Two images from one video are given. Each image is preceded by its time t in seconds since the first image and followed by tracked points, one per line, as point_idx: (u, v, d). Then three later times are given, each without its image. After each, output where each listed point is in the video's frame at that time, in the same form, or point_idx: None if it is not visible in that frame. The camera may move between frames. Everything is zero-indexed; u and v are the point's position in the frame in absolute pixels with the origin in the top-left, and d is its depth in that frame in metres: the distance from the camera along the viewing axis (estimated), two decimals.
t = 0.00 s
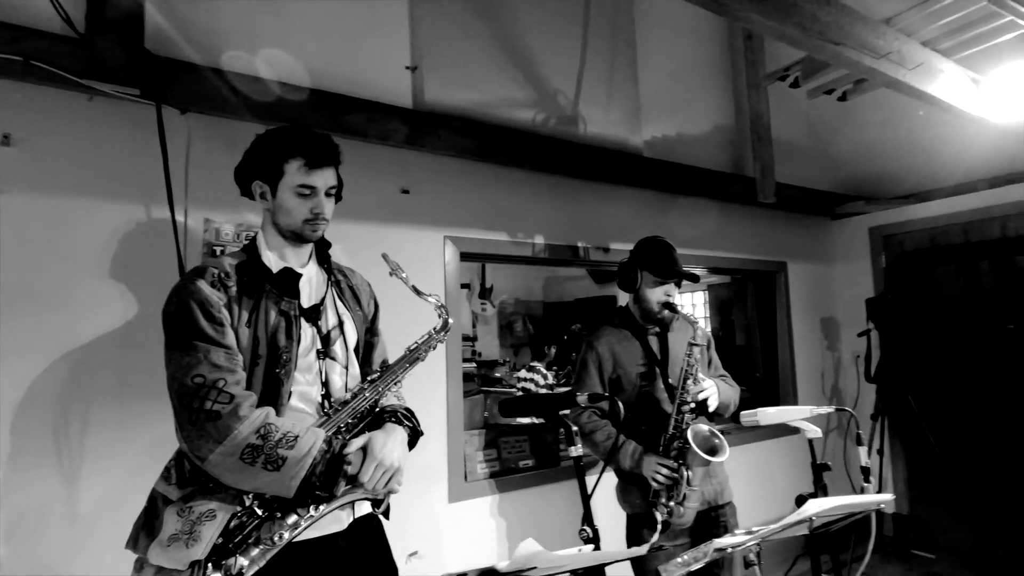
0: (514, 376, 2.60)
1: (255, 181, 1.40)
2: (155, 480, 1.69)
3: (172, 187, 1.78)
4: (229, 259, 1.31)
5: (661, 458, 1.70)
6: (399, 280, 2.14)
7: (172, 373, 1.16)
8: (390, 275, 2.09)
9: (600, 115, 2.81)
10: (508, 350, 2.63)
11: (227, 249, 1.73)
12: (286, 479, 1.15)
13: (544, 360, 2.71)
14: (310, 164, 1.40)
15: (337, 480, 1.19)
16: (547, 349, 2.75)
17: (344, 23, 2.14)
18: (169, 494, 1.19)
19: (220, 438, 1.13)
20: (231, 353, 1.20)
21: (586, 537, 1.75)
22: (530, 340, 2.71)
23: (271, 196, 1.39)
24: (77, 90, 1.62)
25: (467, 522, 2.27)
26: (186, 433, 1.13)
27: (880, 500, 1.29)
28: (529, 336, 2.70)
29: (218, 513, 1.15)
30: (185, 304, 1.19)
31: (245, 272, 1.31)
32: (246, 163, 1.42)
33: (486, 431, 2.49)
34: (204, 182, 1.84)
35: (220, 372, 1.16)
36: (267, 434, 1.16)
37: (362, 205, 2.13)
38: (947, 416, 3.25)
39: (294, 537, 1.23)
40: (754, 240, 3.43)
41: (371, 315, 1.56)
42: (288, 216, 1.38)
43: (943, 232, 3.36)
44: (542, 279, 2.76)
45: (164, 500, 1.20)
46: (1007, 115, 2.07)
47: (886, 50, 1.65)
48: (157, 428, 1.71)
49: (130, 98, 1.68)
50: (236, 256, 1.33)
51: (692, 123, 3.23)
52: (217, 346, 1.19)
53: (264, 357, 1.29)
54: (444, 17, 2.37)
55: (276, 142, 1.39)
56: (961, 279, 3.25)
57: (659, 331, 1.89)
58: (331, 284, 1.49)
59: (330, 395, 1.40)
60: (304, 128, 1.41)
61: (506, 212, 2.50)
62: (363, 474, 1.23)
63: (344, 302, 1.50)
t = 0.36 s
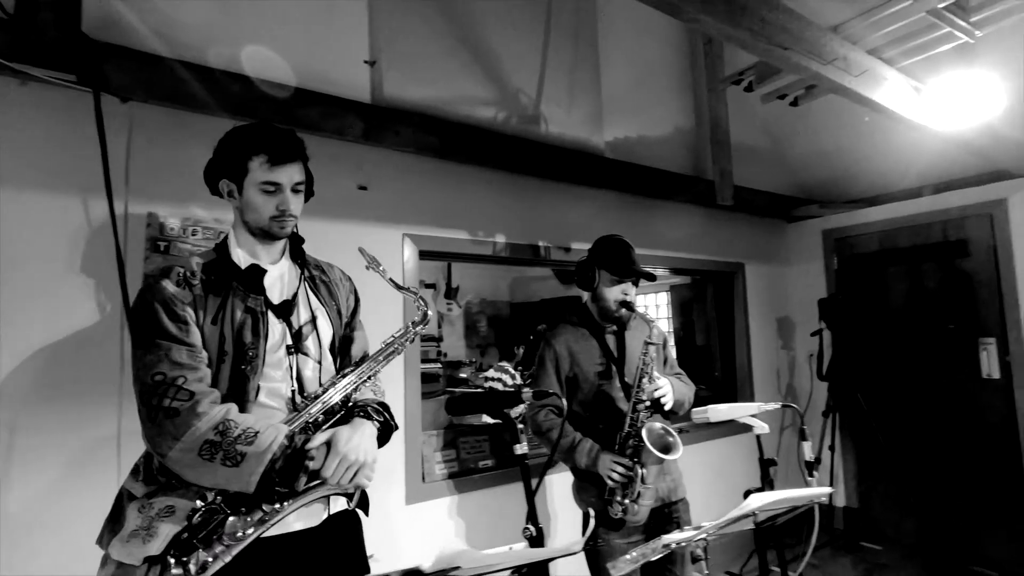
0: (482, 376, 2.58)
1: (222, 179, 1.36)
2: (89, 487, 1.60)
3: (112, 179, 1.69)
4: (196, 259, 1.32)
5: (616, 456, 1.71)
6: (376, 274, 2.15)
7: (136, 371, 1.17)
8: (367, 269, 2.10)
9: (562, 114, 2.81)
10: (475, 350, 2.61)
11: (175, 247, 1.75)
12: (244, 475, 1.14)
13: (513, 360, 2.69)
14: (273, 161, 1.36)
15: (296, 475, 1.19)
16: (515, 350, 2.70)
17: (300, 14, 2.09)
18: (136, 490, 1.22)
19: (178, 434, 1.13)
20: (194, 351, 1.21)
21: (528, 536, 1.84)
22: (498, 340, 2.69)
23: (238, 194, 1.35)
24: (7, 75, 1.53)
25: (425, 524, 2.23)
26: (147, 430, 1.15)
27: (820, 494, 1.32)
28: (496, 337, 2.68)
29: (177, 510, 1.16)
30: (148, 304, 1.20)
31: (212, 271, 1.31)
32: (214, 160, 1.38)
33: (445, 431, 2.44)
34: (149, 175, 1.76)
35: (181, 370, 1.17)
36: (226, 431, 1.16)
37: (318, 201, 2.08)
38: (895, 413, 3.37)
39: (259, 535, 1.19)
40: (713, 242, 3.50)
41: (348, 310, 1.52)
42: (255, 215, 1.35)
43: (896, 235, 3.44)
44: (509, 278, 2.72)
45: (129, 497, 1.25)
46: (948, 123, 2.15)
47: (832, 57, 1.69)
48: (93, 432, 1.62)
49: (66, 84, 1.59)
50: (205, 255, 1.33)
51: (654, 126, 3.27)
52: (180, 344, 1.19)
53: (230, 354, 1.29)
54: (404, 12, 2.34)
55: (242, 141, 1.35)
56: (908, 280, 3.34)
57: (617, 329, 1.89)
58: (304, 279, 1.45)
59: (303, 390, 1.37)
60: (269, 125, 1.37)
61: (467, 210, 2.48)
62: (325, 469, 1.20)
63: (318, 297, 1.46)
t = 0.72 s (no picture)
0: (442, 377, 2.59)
1: (186, 180, 1.34)
2: (4, 499, 1.49)
3: (35, 168, 1.59)
4: (159, 261, 1.30)
5: (567, 456, 1.68)
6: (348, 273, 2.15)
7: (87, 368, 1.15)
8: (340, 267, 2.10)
9: (519, 114, 2.81)
10: (436, 351, 2.62)
11: (107, 240, 1.65)
12: (180, 476, 1.09)
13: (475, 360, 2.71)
14: (233, 160, 1.33)
15: (233, 479, 1.13)
16: (478, 350, 2.74)
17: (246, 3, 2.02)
18: (80, 487, 1.21)
19: (117, 434, 1.11)
20: (145, 350, 1.18)
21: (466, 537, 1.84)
22: (460, 341, 2.71)
23: (202, 194, 1.33)
24: None
25: (376, 528, 2.18)
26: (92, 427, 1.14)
27: (757, 489, 1.35)
28: (458, 338, 2.70)
29: (113, 509, 1.15)
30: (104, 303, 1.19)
31: (172, 272, 1.28)
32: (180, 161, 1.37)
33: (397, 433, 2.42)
34: (77, 165, 1.65)
35: (128, 369, 1.14)
36: (165, 431, 1.12)
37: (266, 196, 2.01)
38: (840, 412, 3.49)
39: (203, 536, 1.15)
40: (669, 244, 3.56)
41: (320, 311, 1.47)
42: (218, 213, 1.32)
43: (843, 240, 3.57)
44: (473, 279, 2.76)
45: (75, 492, 1.23)
46: (887, 131, 2.23)
47: (776, 63, 1.73)
48: (12, 438, 1.51)
49: None
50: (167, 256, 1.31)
51: (612, 128, 3.31)
52: (130, 343, 1.17)
53: (185, 352, 1.25)
54: (357, 5, 2.29)
55: (206, 139, 1.32)
56: (853, 284, 3.47)
57: (569, 330, 1.90)
58: (271, 277, 1.41)
59: (263, 389, 1.32)
60: (236, 125, 1.34)
61: (422, 208, 2.44)
62: (263, 472, 1.13)
63: (286, 295, 1.41)
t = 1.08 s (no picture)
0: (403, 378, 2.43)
1: (138, 171, 1.33)
2: None
3: None
4: (100, 254, 1.28)
5: (519, 456, 1.67)
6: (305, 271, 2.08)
7: (16, 361, 1.13)
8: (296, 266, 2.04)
9: (479, 112, 2.79)
10: (397, 352, 2.43)
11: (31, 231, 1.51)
12: (91, 480, 1.06)
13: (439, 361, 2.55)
14: (184, 152, 1.30)
15: (147, 485, 1.08)
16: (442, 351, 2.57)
17: None
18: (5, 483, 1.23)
19: (35, 432, 1.09)
20: (73, 346, 1.14)
21: (399, 542, 2.04)
22: (422, 342, 2.53)
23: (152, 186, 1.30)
24: None
25: (324, 533, 2.11)
26: (16, 422, 1.13)
27: (702, 489, 1.35)
28: (419, 338, 2.51)
29: (21, 510, 1.15)
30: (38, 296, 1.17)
31: (111, 268, 1.26)
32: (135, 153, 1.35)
33: (350, 435, 2.32)
34: None
35: (53, 365, 1.11)
36: (80, 432, 1.08)
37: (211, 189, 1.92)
38: (790, 411, 3.60)
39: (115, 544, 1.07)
40: (629, 245, 3.59)
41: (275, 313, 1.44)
42: (167, 207, 1.29)
43: (793, 244, 3.68)
44: (436, 278, 2.63)
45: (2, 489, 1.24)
46: (833, 137, 2.30)
47: (727, 68, 1.76)
48: None
49: None
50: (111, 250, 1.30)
51: (573, 129, 3.32)
52: (58, 338, 1.13)
53: (117, 349, 1.20)
54: None
55: (159, 132, 1.30)
56: (803, 287, 3.58)
57: (523, 331, 1.89)
58: (219, 274, 1.36)
59: (203, 392, 1.27)
60: (189, 116, 1.30)
61: (377, 205, 2.39)
62: (182, 480, 1.08)
63: (235, 293, 1.37)
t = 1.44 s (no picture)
0: (364, 381, 2.41)
1: (38, 153, 1.45)
2: None
3: None
4: None
5: (471, 458, 1.60)
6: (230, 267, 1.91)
7: None
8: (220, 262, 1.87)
9: (437, 109, 2.74)
10: (359, 353, 2.41)
11: None
12: None
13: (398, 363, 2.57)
14: (88, 132, 1.44)
15: (33, 501, 1.09)
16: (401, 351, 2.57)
17: None
18: None
19: None
20: None
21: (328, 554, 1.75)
22: (383, 343, 2.51)
23: (53, 168, 1.44)
24: None
25: (269, 541, 2.02)
26: None
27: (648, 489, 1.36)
28: (380, 339, 2.49)
29: None
30: None
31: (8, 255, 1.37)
32: (32, 132, 1.47)
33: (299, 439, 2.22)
34: None
35: None
36: None
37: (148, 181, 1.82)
38: (744, 410, 3.67)
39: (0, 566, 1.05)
40: (589, 246, 3.61)
41: (196, 312, 1.67)
42: (70, 189, 1.43)
43: (748, 246, 3.77)
44: (398, 278, 2.60)
45: None
46: (784, 142, 2.35)
47: (680, 70, 1.77)
48: None
49: None
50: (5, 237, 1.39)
51: (534, 130, 3.31)
52: None
53: (7, 346, 1.34)
54: None
55: (58, 107, 1.44)
56: (758, 289, 3.66)
57: (476, 330, 1.87)
58: (128, 269, 1.53)
59: (106, 392, 1.42)
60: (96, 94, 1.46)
61: (330, 202, 2.32)
62: (79, 491, 1.12)
63: (149, 292, 1.56)
